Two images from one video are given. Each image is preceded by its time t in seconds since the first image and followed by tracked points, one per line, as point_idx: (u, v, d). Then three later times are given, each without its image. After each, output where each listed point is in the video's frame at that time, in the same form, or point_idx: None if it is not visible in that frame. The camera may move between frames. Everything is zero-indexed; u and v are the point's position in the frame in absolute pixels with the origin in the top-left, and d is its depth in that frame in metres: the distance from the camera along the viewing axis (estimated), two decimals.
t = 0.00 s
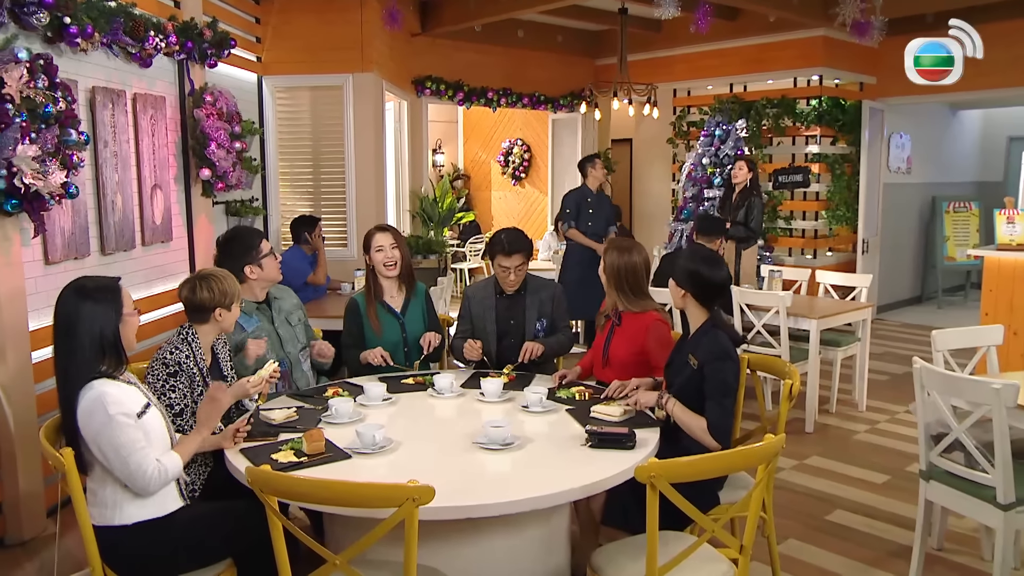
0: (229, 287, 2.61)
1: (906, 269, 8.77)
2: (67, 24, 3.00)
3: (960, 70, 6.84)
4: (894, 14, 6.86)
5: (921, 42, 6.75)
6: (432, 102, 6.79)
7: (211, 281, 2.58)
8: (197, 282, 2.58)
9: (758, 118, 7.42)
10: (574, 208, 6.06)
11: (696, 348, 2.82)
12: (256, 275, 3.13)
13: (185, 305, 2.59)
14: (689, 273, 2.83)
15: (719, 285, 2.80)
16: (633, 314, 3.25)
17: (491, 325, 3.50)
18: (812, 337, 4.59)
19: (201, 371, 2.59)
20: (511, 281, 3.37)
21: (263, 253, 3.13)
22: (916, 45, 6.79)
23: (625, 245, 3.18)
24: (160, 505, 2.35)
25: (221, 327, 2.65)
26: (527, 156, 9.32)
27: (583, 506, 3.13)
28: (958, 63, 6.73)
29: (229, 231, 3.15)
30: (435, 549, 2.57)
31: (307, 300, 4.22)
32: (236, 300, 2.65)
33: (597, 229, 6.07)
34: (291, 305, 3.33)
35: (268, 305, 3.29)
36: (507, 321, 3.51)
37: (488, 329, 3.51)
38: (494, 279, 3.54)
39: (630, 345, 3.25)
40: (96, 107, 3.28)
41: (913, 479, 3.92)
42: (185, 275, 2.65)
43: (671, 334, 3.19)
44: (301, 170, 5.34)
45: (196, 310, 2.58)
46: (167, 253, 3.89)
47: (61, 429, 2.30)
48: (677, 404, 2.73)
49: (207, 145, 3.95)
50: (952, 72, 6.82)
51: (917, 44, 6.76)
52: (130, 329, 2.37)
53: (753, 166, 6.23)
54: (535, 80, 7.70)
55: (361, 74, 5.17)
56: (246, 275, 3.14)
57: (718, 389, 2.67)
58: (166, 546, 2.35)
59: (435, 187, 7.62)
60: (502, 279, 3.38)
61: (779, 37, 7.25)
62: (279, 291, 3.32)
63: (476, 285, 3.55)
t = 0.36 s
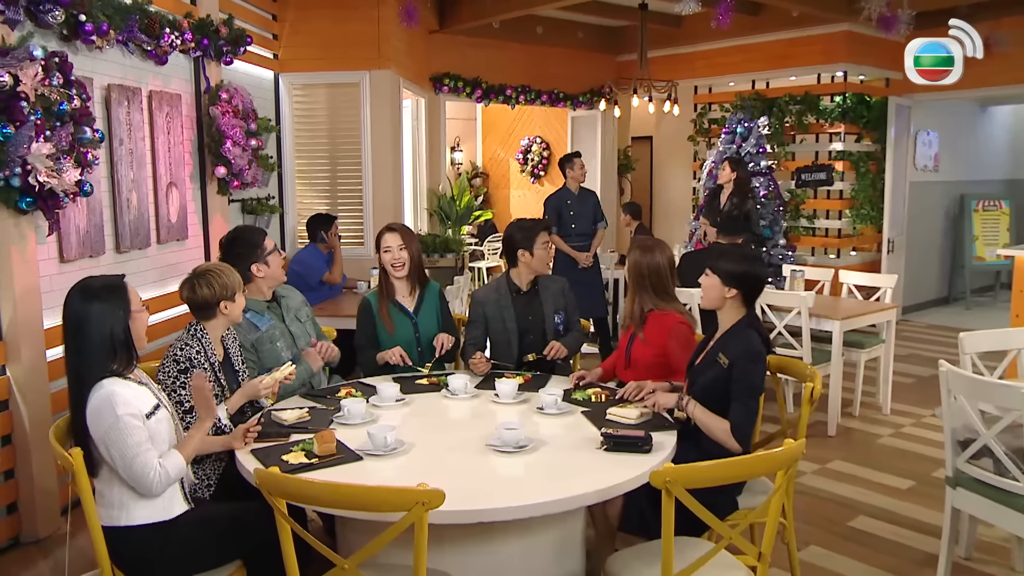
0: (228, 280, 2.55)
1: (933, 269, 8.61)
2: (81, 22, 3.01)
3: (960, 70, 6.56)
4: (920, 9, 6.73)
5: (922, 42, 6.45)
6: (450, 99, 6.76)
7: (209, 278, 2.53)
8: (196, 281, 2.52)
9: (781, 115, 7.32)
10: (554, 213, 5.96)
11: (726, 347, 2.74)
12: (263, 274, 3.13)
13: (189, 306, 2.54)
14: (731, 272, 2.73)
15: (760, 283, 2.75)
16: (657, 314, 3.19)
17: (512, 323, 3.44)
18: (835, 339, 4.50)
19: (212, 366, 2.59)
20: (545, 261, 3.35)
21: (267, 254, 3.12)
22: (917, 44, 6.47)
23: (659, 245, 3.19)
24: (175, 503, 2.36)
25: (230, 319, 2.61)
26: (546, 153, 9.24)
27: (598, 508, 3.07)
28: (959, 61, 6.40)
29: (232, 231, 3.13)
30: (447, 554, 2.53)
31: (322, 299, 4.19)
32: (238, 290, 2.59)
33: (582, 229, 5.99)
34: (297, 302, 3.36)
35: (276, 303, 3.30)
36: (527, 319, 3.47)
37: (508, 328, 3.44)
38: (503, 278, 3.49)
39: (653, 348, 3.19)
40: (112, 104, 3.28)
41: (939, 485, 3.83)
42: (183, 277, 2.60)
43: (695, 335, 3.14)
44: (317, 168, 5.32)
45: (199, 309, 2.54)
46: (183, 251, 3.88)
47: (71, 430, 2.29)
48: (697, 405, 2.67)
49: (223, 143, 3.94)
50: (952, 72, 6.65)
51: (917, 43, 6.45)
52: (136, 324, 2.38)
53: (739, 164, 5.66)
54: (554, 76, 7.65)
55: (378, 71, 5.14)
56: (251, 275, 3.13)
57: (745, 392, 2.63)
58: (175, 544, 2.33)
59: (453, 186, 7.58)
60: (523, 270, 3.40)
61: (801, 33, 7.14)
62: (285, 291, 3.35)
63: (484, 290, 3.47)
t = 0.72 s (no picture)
0: (224, 278, 2.54)
1: (968, 270, 8.41)
2: (101, 20, 3.01)
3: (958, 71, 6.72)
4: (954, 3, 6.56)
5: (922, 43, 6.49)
6: (473, 97, 6.71)
7: (205, 276, 2.54)
8: (194, 279, 2.55)
9: (809, 113, 7.18)
10: (566, 212, 5.92)
11: (762, 349, 2.65)
12: (278, 275, 3.11)
13: (190, 304, 2.57)
14: (769, 274, 2.66)
15: (798, 285, 2.68)
16: (685, 317, 3.12)
17: (533, 322, 3.38)
18: (864, 342, 4.38)
19: (219, 366, 2.57)
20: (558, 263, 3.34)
21: (284, 254, 3.10)
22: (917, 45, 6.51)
23: (691, 246, 3.13)
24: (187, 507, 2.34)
25: (233, 317, 2.60)
26: (569, 151, 9.13)
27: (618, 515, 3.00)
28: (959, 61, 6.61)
29: (249, 230, 3.11)
30: (462, 560, 2.48)
31: (342, 299, 4.16)
32: (237, 288, 2.58)
33: (594, 227, 5.91)
34: (315, 303, 3.35)
35: (292, 305, 3.27)
36: (547, 317, 3.42)
37: (530, 326, 3.39)
38: (519, 277, 3.43)
39: (680, 351, 3.11)
40: (132, 103, 3.27)
41: (973, 494, 3.71)
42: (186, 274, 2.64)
43: (723, 341, 3.07)
44: (338, 166, 5.30)
45: (199, 307, 2.55)
46: (202, 250, 3.87)
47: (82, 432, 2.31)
48: (725, 411, 2.59)
49: (242, 141, 3.92)
50: (951, 72, 6.73)
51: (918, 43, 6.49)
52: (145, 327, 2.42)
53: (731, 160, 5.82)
54: (578, 73, 7.58)
55: (399, 68, 5.11)
56: (268, 276, 3.12)
57: (781, 396, 2.56)
58: (184, 546, 2.32)
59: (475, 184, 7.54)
60: (539, 267, 3.36)
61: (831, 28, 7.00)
62: (302, 291, 3.32)
63: (500, 293, 3.42)
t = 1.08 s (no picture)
0: (223, 279, 2.62)
1: (1005, 272, 8.18)
2: (118, 16, 2.98)
3: (961, 71, 6.37)
4: None
5: (921, 42, 6.23)
6: (496, 94, 6.65)
7: (205, 275, 2.63)
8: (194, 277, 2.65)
9: (841, 109, 7.00)
10: (588, 208, 5.85)
11: (788, 351, 2.56)
12: (297, 277, 3.07)
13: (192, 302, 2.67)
14: (797, 275, 2.56)
15: (829, 285, 2.59)
16: (715, 321, 3.01)
17: (552, 322, 3.30)
18: (896, 346, 4.25)
19: (223, 366, 2.64)
20: (568, 262, 3.28)
21: (302, 253, 3.08)
22: (916, 44, 6.26)
23: (721, 247, 3.02)
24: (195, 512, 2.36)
25: (231, 319, 2.67)
26: (594, 150, 9.05)
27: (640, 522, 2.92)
28: (959, 64, 6.31)
29: (267, 230, 3.08)
30: (477, 568, 2.41)
31: (361, 299, 4.11)
32: (235, 291, 2.64)
33: (615, 226, 5.83)
34: (333, 305, 3.32)
35: (310, 307, 3.23)
36: (566, 316, 3.35)
37: (549, 327, 3.31)
38: (536, 277, 3.36)
39: (709, 354, 3.02)
40: (150, 100, 3.25)
41: (1011, 505, 3.57)
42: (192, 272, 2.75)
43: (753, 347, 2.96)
44: (359, 164, 5.26)
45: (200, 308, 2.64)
46: (221, 249, 3.84)
47: (92, 436, 2.34)
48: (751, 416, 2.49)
49: (261, 139, 3.89)
50: (952, 72, 6.45)
51: (916, 43, 6.24)
52: (158, 328, 2.44)
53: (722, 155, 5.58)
54: (602, 69, 7.48)
55: (419, 65, 5.05)
56: (285, 276, 3.07)
57: (809, 400, 2.46)
58: (191, 553, 2.34)
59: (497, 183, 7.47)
60: (553, 266, 3.30)
61: (863, 21, 6.83)
62: (321, 292, 3.30)
63: (517, 292, 3.34)
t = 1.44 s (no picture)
0: (224, 281, 2.67)
1: None
2: (130, 13, 2.95)
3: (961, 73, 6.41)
4: None
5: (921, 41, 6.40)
6: (514, 91, 6.60)
7: (207, 275, 2.69)
8: (197, 277, 2.71)
9: (867, 106, 6.86)
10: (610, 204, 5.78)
11: (803, 351, 2.47)
12: (313, 282, 3.02)
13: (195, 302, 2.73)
14: (803, 274, 2.46)
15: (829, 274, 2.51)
16: (738, 323, 2.92)
17: (562, 324, 3.22)
18: (924, 349, 4.13)
19: (225, 369, 2.70)
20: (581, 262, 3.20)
21: (322, 259, 3.00)
22: (916, 44, 6.43)
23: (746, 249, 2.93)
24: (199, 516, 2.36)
25: (232, 322, 2.72)
26: (614, 148, 9.00)
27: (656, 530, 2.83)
28: (959, 64, 6.35)
29: (287, 234, 3.04)
30: None
31: (376, 299, 4.06)
32: (235, 294, 2.69)
33: (635, 226, 5.73)
34: (351, 308, 3.27)
35: (326, 310, 3.19)
36: (577, 318, 3.26)
37: (559, 329, 3.23)
38: (550, 279, 3.28)
39: (730, 358, 2.93)
40: (162, 97, 3.22)
41: None
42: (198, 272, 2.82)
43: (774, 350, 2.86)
44: (375, 162, 5.21)
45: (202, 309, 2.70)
46: (234, 248, 3.81)
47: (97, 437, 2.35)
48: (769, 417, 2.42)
49: (275, 137, 3.84)
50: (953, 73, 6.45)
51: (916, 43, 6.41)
52: (163, 329, 2.43)
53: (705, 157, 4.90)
54: (622, 65, 7.39)
55: (436, 61, 5.00)
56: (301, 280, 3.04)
57: (827, 398, 2.38)
58: (195, 559, 2.33)
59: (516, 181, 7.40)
60: (562, 267, 3.23)
61: (890, 16, 6.68)
62: (339, 295, 3.24)
63: (531, 292, 3.27)
